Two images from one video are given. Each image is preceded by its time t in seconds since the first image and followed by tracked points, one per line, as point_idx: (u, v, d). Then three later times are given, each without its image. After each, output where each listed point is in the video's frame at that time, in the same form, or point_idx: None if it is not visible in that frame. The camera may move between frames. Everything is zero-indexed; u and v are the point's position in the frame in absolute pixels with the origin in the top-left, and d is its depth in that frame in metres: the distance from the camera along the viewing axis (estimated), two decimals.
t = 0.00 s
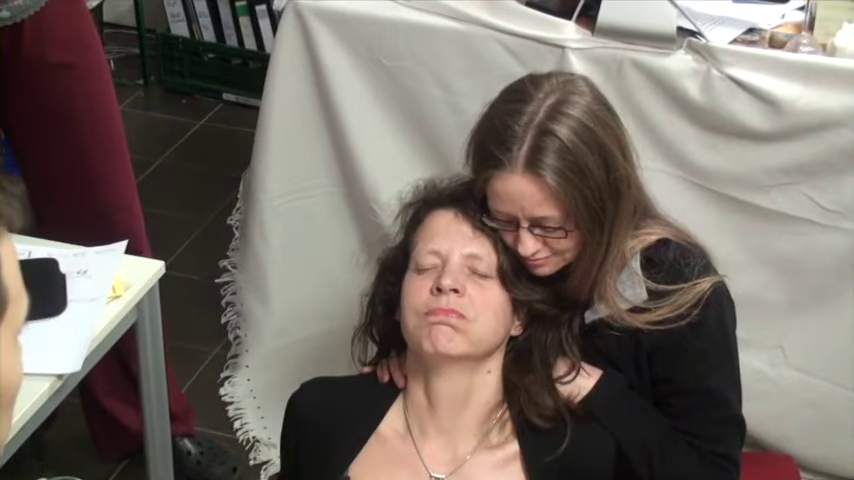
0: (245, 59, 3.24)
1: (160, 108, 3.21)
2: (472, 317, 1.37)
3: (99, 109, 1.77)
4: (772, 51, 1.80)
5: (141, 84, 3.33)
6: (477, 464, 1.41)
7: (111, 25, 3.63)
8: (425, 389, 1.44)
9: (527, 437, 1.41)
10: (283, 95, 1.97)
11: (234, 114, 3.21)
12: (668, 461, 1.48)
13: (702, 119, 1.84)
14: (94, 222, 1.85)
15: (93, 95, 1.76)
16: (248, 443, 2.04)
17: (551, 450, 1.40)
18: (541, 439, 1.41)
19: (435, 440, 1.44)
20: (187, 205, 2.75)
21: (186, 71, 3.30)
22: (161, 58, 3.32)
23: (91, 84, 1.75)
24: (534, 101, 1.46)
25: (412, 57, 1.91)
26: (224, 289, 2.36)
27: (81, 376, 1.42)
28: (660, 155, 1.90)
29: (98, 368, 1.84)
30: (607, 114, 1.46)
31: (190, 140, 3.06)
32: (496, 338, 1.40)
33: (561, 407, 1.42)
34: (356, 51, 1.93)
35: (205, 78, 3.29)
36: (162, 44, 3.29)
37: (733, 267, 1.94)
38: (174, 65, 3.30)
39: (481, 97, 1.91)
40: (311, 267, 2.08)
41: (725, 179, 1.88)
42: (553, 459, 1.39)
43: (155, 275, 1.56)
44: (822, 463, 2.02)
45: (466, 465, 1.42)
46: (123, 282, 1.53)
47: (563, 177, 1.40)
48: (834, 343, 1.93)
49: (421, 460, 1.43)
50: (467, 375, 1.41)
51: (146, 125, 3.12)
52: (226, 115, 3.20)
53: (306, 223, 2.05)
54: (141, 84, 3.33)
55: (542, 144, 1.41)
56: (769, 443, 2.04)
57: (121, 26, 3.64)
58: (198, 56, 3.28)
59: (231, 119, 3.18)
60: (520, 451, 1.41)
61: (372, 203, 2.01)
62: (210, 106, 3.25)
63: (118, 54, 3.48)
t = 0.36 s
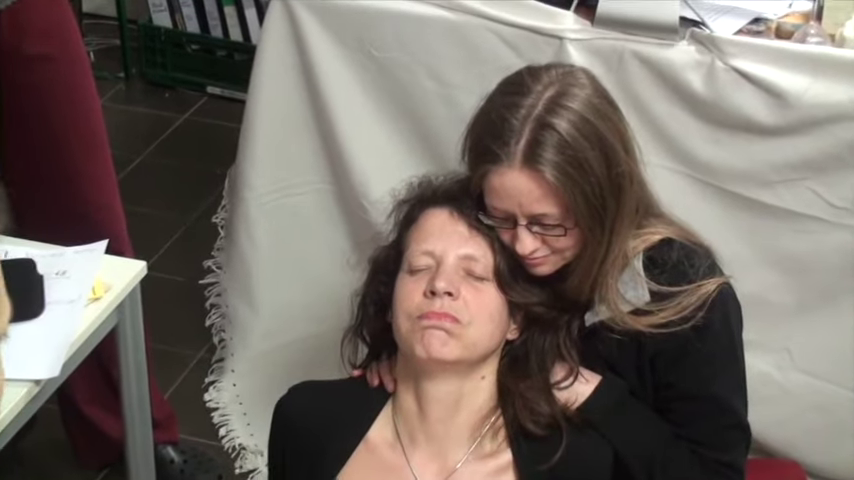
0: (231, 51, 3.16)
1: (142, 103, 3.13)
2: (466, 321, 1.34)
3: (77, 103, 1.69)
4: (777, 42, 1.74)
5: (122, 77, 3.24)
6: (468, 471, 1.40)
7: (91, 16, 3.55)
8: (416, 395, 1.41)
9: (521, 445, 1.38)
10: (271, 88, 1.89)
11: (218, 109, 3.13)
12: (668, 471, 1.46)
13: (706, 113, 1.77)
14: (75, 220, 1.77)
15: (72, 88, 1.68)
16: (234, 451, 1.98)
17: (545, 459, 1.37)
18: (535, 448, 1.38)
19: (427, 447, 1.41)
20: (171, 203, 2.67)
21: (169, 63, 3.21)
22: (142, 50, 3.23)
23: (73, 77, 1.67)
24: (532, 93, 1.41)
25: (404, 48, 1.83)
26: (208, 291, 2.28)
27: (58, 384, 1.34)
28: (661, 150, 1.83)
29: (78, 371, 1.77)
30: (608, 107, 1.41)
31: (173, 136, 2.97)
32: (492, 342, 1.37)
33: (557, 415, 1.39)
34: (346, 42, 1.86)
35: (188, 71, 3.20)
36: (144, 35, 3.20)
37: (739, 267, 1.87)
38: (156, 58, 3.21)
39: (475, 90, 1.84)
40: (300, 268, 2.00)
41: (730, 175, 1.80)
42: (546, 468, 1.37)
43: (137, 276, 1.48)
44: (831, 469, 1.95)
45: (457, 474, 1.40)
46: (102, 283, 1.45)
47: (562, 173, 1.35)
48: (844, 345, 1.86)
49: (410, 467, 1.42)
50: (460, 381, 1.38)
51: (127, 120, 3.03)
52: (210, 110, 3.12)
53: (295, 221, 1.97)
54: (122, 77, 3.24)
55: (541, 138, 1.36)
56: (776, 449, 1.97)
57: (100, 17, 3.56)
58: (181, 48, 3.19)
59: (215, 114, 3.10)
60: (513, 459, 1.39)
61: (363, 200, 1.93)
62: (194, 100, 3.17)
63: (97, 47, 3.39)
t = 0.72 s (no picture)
0: (205, 44, 3.02)
1: (114, 99, 3.00)
2: (454, 325, 1.28)
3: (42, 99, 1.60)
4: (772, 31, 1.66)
5: (93, 72, 3.10)
6: None
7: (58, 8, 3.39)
8: (403, 401, 1.35)
9: (513, 453, 1.32)
10: (248, 83, 1.82)
11: (193, 105, 3.01)
12: None
13: (701, 106, 1.70)
14: (44, 222, 1.69)
15: (38, 82, 1.59)
16: (213, 462, 1.88)
17: (538, 467, 1.31)
18: (528, 456, 1.31)
19: (415, 457, 1.35)
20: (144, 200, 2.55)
21: (141, 58, 3.08)
22: (113, 44, 3.09)
23: (44, 70, 1.60)
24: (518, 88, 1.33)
25: (386, 40, 1.76)
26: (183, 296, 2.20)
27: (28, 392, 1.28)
28: (654, 144, 1.76)
29: (48, 380, 1.71)
30: (597, 101, 1.34)
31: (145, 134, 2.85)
32: (482, 347, 1.31)
33: (551, 421, 1.32)
34: (326, 34, 1.78)
35: (161, 65, 3.07)
36: (114, 28, 3.05)
37: (737, 267, 1.80)
38: (128, 52, 3.08)
39: (461, 84, 1.76)
40: (281, 270, 1.93)
41: (726, 170, 1.74)
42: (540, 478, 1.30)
43: (111, 279, 1.40)
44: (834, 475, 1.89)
45: None
46: (73, 287, 1.37)
47: (552, 170, 1.28)
48: (846, 346, 1.80)
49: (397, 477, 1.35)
50: (448, 387, 1.32)
51: (96, 117, 2.90)
52: (185, 106, 3.00)
53: (275, 221, 1.90)
54: (92, 72, 3.10)
55: (529, 134, 1.29)
56: (777, 455, 1.91)
57: (68, 9, 3.39)
58: (154, 43, 3.06)
59: (191, 110, 2.98)
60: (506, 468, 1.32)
61: (345, 200, 1.86)
62: (167, 96, 3.04)
63: (66, 39, 3.26)
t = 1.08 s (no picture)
0: (179, 37, 2.94)
1: (83, 94, 2.90)
2: (439, 328, 1.20)
3: (10, 94, 1.52)
4: (770, 19, 1.59)
5: (61, 67, 3.00)
6: None
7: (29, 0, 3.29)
8: (386, 406, 1.27)
9: (501, 462, 1.25)
10: (228, 77, 1.74)
11: (167, 100, 2.92)
12: None
13: (697, 98, 1.63)
14: (11, 222, 1.61)
15: (5, 76, 1.51)
16: (189, 472, 1.80)
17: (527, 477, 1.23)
18: (516, 465, 1.24)
19: (398, 466, 1.28)
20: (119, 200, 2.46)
21: (111, 51, 2.99)
22: (83, 37, 3.00)
23: (10, 61, 1.51)
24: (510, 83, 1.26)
25: (368, 31, 1.69)
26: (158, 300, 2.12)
27: None
28: (650, 138, 1.69)
29: (15, 388, 1.64)
30: (593, 97, 1.27)
31: (116, 131, 2.74)
32: (469, 351, 1.23)
33: (541, 429, 1.25)
34: (306, 26, 1.71)
35: (133, 58, 2.99)
36: (85, 21, 2.97)
37: (735, 266, 1.73)
38: (99, 45, 2.99)
39: (446, 77, 1.69)
40: (261, 272, 1.86)
41: (723, 165, 1.67)
42: None
43: (82, 283, 1.33)
44: None
45: None
46: (42, 292, 1.29)
47: (545, 169, 1.21)
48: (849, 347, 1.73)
49: None
50: (432, 392, 1.24)
51: (67, 113, 2.80)
52: (158, 101, 2.91)
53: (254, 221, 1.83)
54: (61, 67, 3.01)
55: (521, 132, 1.21)
56: (778, 461, 1.84)
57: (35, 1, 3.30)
58: (126, 35, 2.97)
59: (162, 105, 2.89)
60: (493, 475, 1.24)
61: (327, 198, 1.79)
62: (140, 91, 2.94)
63: (34, 32, 3.15)
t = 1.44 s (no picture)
0: (156, 26, 2.84)
1: (55, 87, 2.77)
2: (415, 323, 1.15)
3: None
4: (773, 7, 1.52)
5: (33, 58, 2.87)
6: None
7: None
8: (366, 410, 1.21)
9: (485, 466, 1.19)
10: (210, 64, 1.67)
11: (142, 93, 2.79)
12: None
13: (696, 90, 1.56)
14: None
15: None
16: None
17: None
18: (500, 470, 1.19)
19: (381, 472, 1.22)
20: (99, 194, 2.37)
21: (86, 42, 2.87)
22: (56, 28, 2.88)
23: None
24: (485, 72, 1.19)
25: (353, 20, 1.61)
26: (134, 302, 2.04)
27: None
28: (645, 132, 1.63)
29: None
30: (571, 86, 1.19)
31: (91, 123, 2.63)
32: (449, 349, 1.19)
33: (527, 433, 1.20)
34: (289, 16, 1.64)
35: (108, 49, 2.87)
36: (58, 9, 2.86)
37: (736, 267, 1.67)
38: (72, 35, 2.87)
39: (435, 68, 1.62)
40: (238, 271, 1.79)
41: (724, 159, 1.60)
42: None
43: (56, 282, 1.25)
44: None
45: None
46: (13, 292, 1.22)
47: (519, 161, 1.13)
48: None
49: None
50: (413, 393, 1.19)
51: (39, 105, 2.68)
52: (132, 94, 2.78)
53: (231, 217, 1.76)
54: (33, 58, 2.88)
55: (494, 122, 1.14)
56: (782, 469, 1.77)
57: None
58: (101, 25, 2.87)
59: (138, 98, 2.76)
60: None
61: (310, 195, 1.72)
62: (115, 83, 2.81)
63: (5, 21, 3.03)
